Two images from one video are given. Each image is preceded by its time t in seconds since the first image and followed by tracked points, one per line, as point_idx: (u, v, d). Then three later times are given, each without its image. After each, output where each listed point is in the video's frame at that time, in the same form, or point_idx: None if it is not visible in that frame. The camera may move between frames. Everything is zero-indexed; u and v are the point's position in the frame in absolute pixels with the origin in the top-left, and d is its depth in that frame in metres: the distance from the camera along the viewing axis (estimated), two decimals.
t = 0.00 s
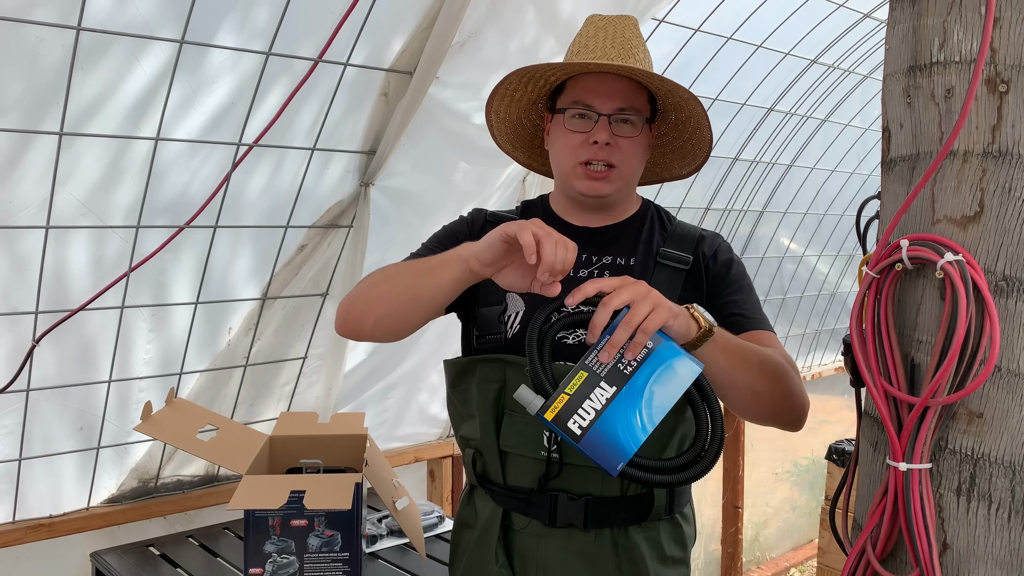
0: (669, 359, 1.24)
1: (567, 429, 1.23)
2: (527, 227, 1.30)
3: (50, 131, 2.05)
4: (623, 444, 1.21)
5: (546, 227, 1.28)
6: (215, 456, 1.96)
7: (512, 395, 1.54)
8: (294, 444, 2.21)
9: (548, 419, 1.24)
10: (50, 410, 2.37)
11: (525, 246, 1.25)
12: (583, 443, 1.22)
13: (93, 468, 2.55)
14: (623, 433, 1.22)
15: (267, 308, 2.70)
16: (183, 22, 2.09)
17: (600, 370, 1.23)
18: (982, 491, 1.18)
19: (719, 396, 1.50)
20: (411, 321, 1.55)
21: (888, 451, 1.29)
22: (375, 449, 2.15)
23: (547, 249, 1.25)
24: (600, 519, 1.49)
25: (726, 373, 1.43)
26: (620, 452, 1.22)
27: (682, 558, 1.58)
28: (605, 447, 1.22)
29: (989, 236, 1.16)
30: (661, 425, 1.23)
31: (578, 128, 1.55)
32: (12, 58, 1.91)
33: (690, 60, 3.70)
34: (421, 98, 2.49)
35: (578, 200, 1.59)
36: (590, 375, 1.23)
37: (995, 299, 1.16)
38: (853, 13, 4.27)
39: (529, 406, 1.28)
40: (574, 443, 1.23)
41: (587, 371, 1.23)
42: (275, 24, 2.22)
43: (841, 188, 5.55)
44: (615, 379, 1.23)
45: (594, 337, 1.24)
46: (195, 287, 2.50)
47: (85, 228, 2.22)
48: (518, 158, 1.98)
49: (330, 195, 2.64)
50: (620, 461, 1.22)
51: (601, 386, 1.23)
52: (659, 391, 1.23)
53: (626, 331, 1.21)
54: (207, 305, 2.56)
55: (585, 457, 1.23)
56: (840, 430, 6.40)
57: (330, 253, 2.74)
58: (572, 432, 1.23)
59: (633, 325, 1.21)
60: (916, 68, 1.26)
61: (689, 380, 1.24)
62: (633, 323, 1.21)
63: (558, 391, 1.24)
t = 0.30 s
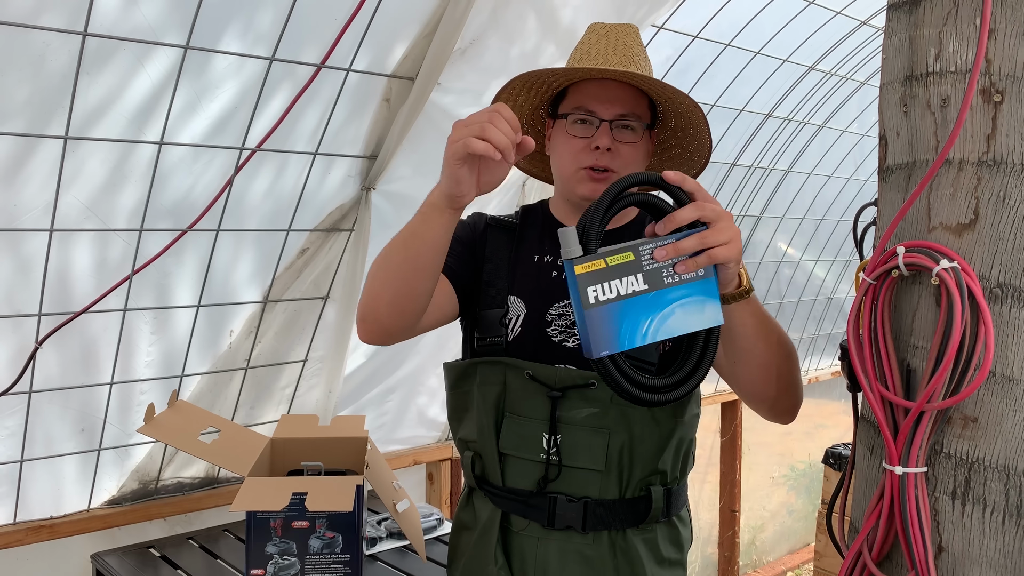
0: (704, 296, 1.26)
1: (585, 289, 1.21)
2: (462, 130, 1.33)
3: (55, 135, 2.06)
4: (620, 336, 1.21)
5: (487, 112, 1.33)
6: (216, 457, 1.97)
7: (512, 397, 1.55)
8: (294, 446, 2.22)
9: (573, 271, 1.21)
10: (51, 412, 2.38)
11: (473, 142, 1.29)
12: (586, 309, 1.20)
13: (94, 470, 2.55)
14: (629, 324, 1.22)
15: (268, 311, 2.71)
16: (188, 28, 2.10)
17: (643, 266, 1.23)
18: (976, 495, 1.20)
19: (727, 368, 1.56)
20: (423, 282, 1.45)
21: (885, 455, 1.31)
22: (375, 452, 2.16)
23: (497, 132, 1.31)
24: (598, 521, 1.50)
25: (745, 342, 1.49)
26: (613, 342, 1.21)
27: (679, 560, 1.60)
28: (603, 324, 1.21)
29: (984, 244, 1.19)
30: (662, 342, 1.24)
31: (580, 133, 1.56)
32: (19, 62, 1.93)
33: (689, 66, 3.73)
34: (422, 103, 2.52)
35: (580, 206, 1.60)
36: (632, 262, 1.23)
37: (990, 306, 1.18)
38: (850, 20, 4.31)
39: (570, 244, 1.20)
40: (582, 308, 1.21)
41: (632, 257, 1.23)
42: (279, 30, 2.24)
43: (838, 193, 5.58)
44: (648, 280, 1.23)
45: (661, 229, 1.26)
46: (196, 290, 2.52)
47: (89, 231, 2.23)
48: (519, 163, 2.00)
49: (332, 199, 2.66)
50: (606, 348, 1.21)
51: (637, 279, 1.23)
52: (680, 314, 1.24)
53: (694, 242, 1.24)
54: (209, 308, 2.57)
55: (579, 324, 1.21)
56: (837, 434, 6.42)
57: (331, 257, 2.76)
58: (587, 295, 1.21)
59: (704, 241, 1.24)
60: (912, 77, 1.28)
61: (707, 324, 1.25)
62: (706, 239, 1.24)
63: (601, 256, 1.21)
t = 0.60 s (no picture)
0: (700, 390, 1.26)
1: (618, 337, 1.16)
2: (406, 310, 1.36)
3: (58, 137, 2.07)
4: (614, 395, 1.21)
5: (419, 292, 1.33)
6: (216, 459, 1.98)
7: (512, 401, 1.56)
8: (294, 448, 2.23)
9: (619, 317, 1.15)
10: (51, 413, 2.38)
11: (434, 331, 1.35)
12: (608, 356, 1.17)
13: (93, 471, 2.56)
14: (630, 385, 1.21)
15: (268, 313, 2.72)
16: (191, 31, 2.12)
17: (674, 339, 1.20)
18: (973, 498, 1.21)
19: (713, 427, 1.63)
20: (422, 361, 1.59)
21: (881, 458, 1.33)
22: (374, 454, 2.17)
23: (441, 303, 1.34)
24: (598, 526, 1.51)
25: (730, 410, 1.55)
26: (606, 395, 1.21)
27: (678, 564, 1.60)
28: (608, 373, 1.18)
29: (980, 249, 1.20)
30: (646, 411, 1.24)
31: (582, 141, 1.58)
32: (23, 65, 1.94)
33: (688, 71, 3.75)
34: (423, 107, 2.53)
35: (580, 212, 1.61)
36: (669, 331, 1.19)
37: (986, 309, 1.20)
38: (848, 27, 4.34)
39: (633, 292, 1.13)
40: (604, 350, 1.17)
41: (672, 328, 1.19)
42: (281, 34, 2.25)
43: (835, 198, 5.61)
44: (670, 355, 1.21)
45: (706, 318, 1.22)
46: (197, 292, 2.53)
47: (91, 232, 2.24)
48: (520, 165, 2.01)
49: (332, 202, 2.67)
50: (597, 392, 1.20)
51: (662, 349, 1.20)
52: (673, 396, 1.24)
53: (729, 341, 1.22)
54: (209, 310, 2.58)
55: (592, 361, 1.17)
56: (833, 439, 6.43)
57: (330, 260, 2.77)
58: (616, 344, 1.16)
59: (737, 346, 1.23)
60: (910, 84, 1.29)
61: (688, 412, 1.27)
62: (739, 344, 1.23)
63: (649, 314, 1.16)
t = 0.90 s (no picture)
0: (685, 416, 1.28)
1: (596, 376, 1.17)
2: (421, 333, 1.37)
3: (60, 137, 2.08)
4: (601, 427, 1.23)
5: (436, 323, 1.34)
6: (216, 458, 1.99)
7: (511, 403, 1.57)
8: (293, 447, 2.23)
9: (596, 356, 1.15)
10: (51, 413, 2.38)
11: (451, 358, 1.37)
12: (588, 395, 1.17)
13: (93, 471, 2.56)
14: (615, 418, 1.23)
15: (268, 314, 2.72)
16: (193, 32, 2.12)
17: (654, 371, 1.21)
18: (969, 498, 1.22)
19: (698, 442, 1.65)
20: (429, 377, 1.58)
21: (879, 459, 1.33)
22: (374, 454, 2.18)
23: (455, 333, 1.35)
24: (596, 527, 1.51)
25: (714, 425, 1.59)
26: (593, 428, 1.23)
27: (676, 565, 1.61)
28: (590, 408, 1.20)
29: (977, 251, 1.21)
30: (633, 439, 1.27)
31: (583, 144, 1.58)
32: (26, 65, 1.94)
33: (687, 73, 3.76)
34: (423, 108, 2.54)
35: (581, 215, 1.62)
36: (648, 364, 1.20)
37: (983, 311, 1.21)
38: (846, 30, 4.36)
39: (608, 335, 1.13)
40: (585, 388, 1.17)
41: (651, 361, 1.20)
42: (283, 35, 2.26)
43: (833, 201, 5.63)
44: (651, 386, 1.22)
45: (684, 349, 1.22)
46: (197, 292, 2.53)
47: (92, 232, 2.24)
48: (521, 166, 2.02)
49: (333, 203, 2.67)
50: (582, 426, 1.22)
51: (642, 381, 1.21)
52: (657, 425, 1.27)
53: (708, 370, 1.23)
54: (209, 310, 2.58)
55: (574, 398, 1.18)
56: (830, 440, 6.45)
57: (330, 260, 2.78)
58: (595, 381, 1.17)
59: (716, 375, 1.23)
60: (908, 87, 1.30)
61: (673, 437, 1.29)
62: (719, 373, 1.23)
63: (626, 351, 1.17)
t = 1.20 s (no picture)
0: (674, 484, 1.32)
1: (618, 451, 1.16)
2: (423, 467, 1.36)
3: (62, 138, 2.08)
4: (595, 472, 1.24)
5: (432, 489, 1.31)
6: (216, 458, 1.99)
7: (511, 407, 1.56)
8: (293, 448, 2.23)
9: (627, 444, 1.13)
10: (52, 413, 2.39)
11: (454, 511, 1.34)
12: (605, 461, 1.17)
13: (93, 471, 2.56)
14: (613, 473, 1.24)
15: (268, 315, 2.73)
16: (195, 33, 2.13)
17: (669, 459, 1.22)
18: (968, 499, 1.23)
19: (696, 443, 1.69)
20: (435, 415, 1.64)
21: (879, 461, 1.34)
22: (374, 455, 2.19)
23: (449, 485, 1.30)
24: (597, 530, 1.52)
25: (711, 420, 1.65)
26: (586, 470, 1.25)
27: (677, 568, 1.61)
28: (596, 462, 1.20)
29: (976, 253, 1.22)
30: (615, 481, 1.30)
31: (591, 137, 1.59)
32: (28, 66, 1.95)
33: (687, 75, 3.77)
34: (424, 110, 2.55)
35: (585, 210, 1.61)
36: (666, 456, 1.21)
37: (982, 314, 1.22)
38: (845, 33, 4.38)
39: (648, 439, 1.10)
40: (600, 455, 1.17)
41: (671, 454, 1.20)
42: (284, 37, 2.27)
43: (832, 203, 5.64)
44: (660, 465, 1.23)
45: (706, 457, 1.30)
46: (198, 293, 2.54)
47: (93, 233, 2.25)
48: (520, 169, 2.01)
49: (333, 204, 2.68)
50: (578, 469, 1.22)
51: (654, 462, 1.21)
52: (647, 484, 1.30)
53: (715, 480, 1.32)
54: (210, 311, 2.59)
55: (585, 455, 1.17)
56: (829, 442, 6.45)
57: (331, 261, 2.78)
58: (616, 454, 1.17)
59: (718, 488, 1.33)
60: (907, 90, 1.31)
61: (650, 493, 1.34)
62: (722, 486, 1.33)
63: (655, 447, 1.15)
